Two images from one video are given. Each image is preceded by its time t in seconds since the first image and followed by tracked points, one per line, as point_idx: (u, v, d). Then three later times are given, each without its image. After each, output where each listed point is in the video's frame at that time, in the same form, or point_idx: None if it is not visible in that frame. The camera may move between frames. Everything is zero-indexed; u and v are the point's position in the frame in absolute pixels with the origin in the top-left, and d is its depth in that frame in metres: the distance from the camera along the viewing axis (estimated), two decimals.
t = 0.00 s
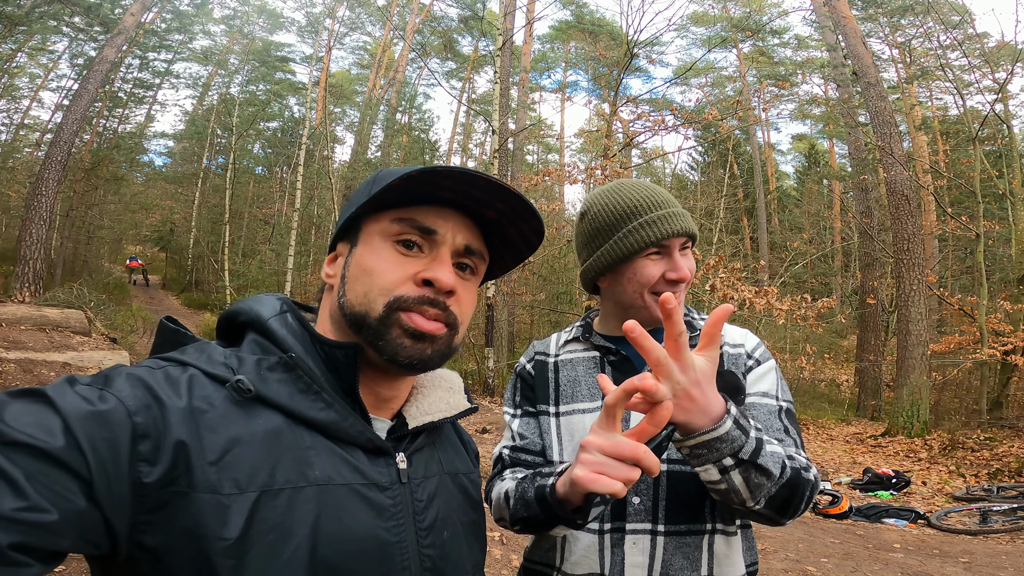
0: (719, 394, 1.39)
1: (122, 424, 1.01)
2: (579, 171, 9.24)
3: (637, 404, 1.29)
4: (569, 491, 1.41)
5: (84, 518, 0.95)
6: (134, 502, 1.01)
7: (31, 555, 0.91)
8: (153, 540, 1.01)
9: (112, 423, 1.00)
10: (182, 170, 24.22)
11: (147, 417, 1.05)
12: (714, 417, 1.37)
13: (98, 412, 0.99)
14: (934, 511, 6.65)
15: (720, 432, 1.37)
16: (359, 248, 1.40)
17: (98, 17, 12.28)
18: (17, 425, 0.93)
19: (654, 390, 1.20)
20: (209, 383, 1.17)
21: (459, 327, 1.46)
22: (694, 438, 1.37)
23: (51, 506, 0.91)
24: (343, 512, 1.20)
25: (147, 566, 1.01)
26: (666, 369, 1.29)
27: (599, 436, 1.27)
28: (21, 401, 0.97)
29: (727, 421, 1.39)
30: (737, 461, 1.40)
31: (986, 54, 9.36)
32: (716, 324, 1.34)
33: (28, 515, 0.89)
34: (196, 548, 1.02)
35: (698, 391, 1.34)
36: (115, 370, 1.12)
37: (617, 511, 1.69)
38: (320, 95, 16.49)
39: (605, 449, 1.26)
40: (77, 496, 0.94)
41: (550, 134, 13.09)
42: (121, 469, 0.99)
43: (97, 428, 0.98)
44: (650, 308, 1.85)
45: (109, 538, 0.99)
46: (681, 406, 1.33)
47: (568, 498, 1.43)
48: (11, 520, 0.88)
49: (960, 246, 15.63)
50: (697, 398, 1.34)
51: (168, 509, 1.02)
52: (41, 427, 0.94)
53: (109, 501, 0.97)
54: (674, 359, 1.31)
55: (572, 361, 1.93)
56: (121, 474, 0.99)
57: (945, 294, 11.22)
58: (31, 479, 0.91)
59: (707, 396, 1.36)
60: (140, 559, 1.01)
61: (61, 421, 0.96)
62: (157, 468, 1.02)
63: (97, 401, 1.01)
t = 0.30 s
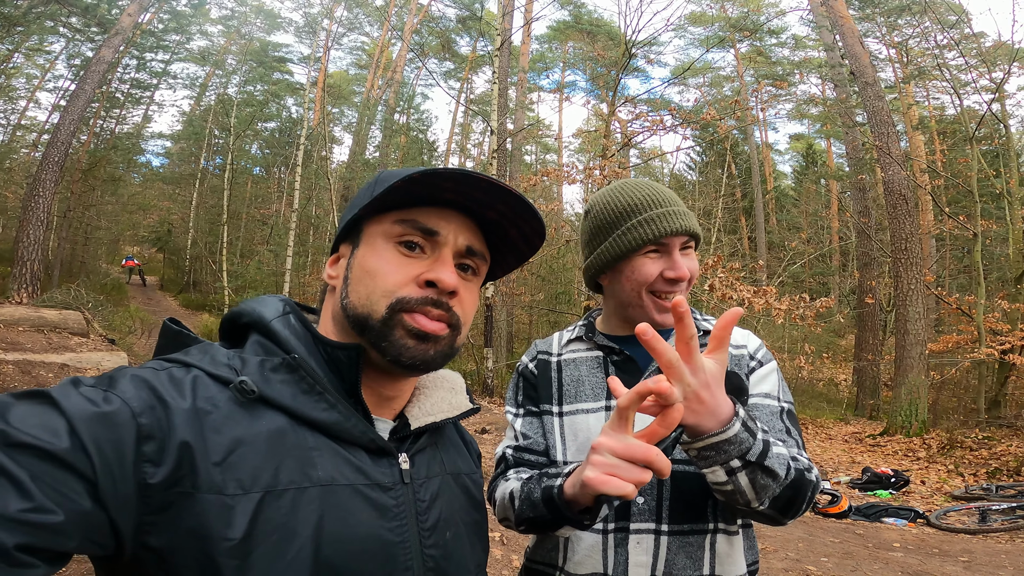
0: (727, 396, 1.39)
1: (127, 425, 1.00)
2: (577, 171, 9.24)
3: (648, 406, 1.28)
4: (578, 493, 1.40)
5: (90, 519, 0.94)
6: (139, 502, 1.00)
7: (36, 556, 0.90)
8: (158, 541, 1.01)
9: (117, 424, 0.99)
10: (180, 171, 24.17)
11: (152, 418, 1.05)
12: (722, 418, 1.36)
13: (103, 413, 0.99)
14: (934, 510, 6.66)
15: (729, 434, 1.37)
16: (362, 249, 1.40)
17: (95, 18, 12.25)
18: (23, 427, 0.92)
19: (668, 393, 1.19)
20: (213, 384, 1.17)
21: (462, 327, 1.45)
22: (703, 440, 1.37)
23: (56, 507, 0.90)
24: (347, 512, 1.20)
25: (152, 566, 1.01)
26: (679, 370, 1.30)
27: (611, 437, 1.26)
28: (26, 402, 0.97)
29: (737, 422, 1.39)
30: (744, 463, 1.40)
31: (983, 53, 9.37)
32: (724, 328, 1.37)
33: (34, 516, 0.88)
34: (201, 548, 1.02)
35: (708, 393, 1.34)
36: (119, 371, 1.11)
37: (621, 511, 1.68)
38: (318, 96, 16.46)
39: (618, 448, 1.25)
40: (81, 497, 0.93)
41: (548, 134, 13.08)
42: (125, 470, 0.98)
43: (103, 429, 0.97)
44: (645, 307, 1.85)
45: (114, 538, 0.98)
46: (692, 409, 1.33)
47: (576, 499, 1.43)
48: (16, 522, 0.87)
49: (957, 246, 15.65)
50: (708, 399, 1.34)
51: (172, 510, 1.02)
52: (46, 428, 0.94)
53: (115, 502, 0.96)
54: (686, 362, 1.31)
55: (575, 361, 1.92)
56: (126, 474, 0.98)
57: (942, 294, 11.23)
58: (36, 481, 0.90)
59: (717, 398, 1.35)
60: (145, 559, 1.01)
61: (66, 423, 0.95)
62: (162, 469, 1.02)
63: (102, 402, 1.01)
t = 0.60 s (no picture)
0: (733, 405, 1.39)
1: (126, 428, 1.00)
2: (574, 171, 9.24)
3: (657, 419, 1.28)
4: (580, 498, 1.40)
5: (88, 522, 0.94)
6: (139, 505, 1.00)
7: (36, 559, 0.90)
8: (159, 543, 1.00)
9: (116, 426, 0.99)
10: (176, 171, 24.10)
11: (151, 421, 1.04)
12: (729, 428, 1.36)
13: (102, 417, 0.98)
14: (931, 509, 6.69)
15: (735, 444, 1.37)
16: (360, 252, 1.39)
17: (90, 18, 12.20)
18: (22, 430, 0.92)
19: (680, 407, 1.18)
20: (212, 387, 1.16)
21: (461, 330, 1.45)
22: (709, 449, 1.37)
23: (55, 510, 0.90)
24: (347, 514, 1.19)
25: (152, 569, 1.00)
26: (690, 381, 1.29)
27: (617, 445, 1.26)
28: (25, 405, 0.96)
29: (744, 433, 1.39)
30: (750, 470, 1.40)
31: (978, 54, 9.40)
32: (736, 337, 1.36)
33: (33, 519, 0.88)
34: (201, 550, 1.01)
35: (717, 405, 1.34)
36: (119, 374, 1.11)
37: (622, 512, 1.68)
38: (315, 96, 16.40)
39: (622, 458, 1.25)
40: (81, 500, 0.93)
41: (545, 134, 13.08)
42: (125, 473, 0.98)
43: (102, 433, 0.97)
44: (618, 303, 1.88)
45: (114, 540, 0.98)
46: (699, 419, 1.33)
47: (578, 504, 1.43)
48: (15, 524, 0.87)
49: (953, 246, 15.71)
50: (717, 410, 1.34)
51: (172, 512, 1.02)
52: (45, 430, 0.93)
53: (114, 505, 0.96)
54: (697, 375, 1.31)
55: (574, 361, 1.92)
56: (125, 477, 0.97)
57: (938, 293, 11.27)
58: (35, 484, 0.89)
59: (725, 409, 1.35)
60: (145, 561, 1.00)
61: (64, 426, 0.94)
62: (162, 472, 1.01)
63: (101, 405, 1.00)
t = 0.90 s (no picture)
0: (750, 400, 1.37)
1: (119, 430, 0.99)
2: (571, 172, 9.25)
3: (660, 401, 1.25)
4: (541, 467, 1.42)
5: (81, 523, 0.93)
6: (132, 506, 0.99)
7: (28, 560, 0.89)
8: (153, 545, 0.99)
9: (109, 428, 0.98)
10: (171, 172, 24.03)
11: (144, 422, 1.03)
12: (744, 422, 1.34)
13: (95, 418, 0.97)
14: (927, 509, 6.72)
15: (748, 437, 1.36)
16: (354, 255, 1.38)
17: (86, 19, 12.15)
18: (14, 431, 0.91)
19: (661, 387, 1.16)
20: (205, 389, 1.15)
21: (455, 333, 1.44)
22: (722, 443, 1.35)
23: (47, 512, 0.89)
24: (342, 515, 1.19)
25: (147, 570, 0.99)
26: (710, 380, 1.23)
27: (579, 412, 1.30)
28: (16, 407, 0.95)
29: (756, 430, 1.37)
30: (761, 467, 1.40)
31: (973, 54, 9.44)
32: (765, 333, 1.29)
33: (25, 520, 0.87)
34: (195, 551, 1.00)
35: (737, 399, 1.29)
36: (111, 376, 1.10)
37: (617, 513, 1.68)
38: (312, 96, 16.37)
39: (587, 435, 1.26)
40: (73, 501, 0.92)
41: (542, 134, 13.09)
42: (118, 473, 0.97)
43: (94, 433, 0.96)
44: (606, 299, 1.89)
45: (108, 542, 0.97)
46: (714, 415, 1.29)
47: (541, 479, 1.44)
48: (8, 526, 0.86)
49: (948, 246, 15.78)
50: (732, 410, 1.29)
51: (167, 513, 1.01)
52: (37, 433, 0.92)
53: (107, 506, 0.95)
54: (724, 363, 1.25)
55: (572, 362, 1.92)
56: (119, 478, 0.97)
57: (934, 293, 11.32)
58: (27, 485, 0.89)
59: (743, 404, 1.30)
60: (140, 563, 1.00)
61: (56, 427, 0.94)
62: (155, 473, 1.01)
63: (93, 406, 0.99)
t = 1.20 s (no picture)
0: (724, 379, 1.39)
1: (112, 430, 0.98)
2: (567, 173, 9.26)
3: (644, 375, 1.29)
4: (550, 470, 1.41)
5: (75, 524, 0.92)
6: (127, 507, 0.99)
7: (22, 560, 0.88)
8: (147, 545, 0.99)
9: (103, 428, 0.98)
10: (167, 173, 23.94)
11: (138, 422, 1.03)
12: (718, 402, 1.36)
13: (89, 418, 0.97)
14: (923, 508, 6.74)
15: (723, 416, 1.37)
16: (349, 255, 1.38)
17: (81, 19, 12.10)
18: (9, 432, 0.90)
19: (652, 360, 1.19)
20: (200, 389, 1.15)
21: (450, 333, 1.44)
22: (698, 424, 1.36)
23: (41, 512, 0.89)
24: (337, 515, 1.18)
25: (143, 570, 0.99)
26: (686, 333, 1.30)
27: (596, 411, 1.30)
28: (10, 407, 0.94)
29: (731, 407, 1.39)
30: (742, 448, 1.40)
31: (968, 54, 9.47)
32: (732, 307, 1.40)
33: (20, 519, 0.87)
34: (190, 552, 1.00)
35: (710, 368, 1.33)
36: (104, 376, 1.10)
37: (612, 512, 1.67)
38: (308, 97, 16.34)
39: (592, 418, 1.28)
40: (66, 501, 0.91)
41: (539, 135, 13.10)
42: (112, 473, 0.96)
43: (89, 434, 0.96)
44: (595, 298, 1.90)
45: (103, 542, 0.97)
46: (690, 378, 1.32)
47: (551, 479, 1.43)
48: (3, 526, 0.86)
49: (943, 246, 15.85)
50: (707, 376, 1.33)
51: (162, 513, 1.01)
52: (31, 432, 0.92)
53: (102, 506, 0.95)
54: (694, 327, 1.31)
55: (566, 362, 1.91)
56: (112, 479, 0.96)
57: (929, 293, 11.35)
58: (22, 485, 0.88)
59: (714, 380, 1.34)
60: (135, 564, 0.99)
61: (51, 427, 0.93)
62: (149, 473, 1.00)
63: (88, 406, 0.99)
